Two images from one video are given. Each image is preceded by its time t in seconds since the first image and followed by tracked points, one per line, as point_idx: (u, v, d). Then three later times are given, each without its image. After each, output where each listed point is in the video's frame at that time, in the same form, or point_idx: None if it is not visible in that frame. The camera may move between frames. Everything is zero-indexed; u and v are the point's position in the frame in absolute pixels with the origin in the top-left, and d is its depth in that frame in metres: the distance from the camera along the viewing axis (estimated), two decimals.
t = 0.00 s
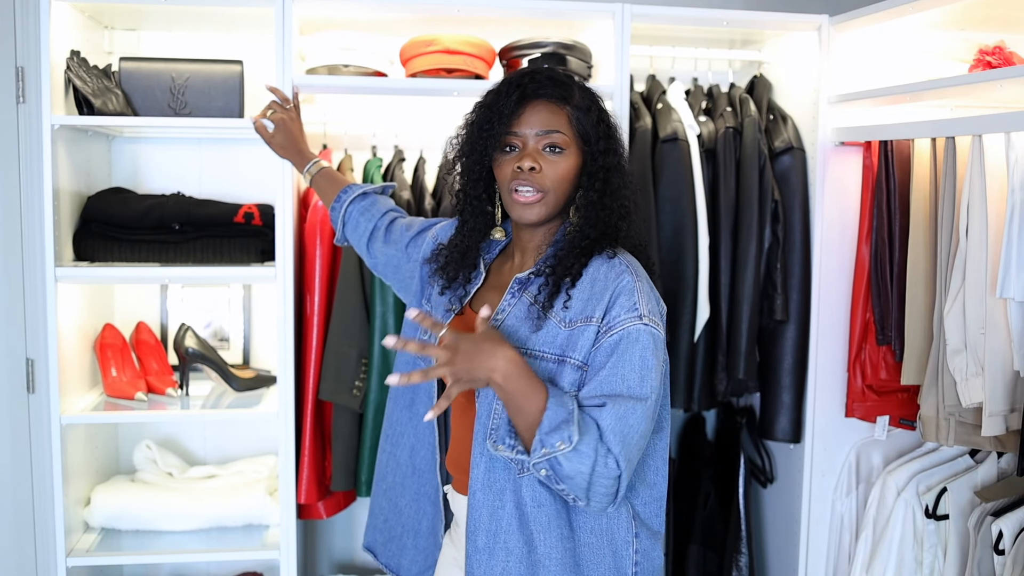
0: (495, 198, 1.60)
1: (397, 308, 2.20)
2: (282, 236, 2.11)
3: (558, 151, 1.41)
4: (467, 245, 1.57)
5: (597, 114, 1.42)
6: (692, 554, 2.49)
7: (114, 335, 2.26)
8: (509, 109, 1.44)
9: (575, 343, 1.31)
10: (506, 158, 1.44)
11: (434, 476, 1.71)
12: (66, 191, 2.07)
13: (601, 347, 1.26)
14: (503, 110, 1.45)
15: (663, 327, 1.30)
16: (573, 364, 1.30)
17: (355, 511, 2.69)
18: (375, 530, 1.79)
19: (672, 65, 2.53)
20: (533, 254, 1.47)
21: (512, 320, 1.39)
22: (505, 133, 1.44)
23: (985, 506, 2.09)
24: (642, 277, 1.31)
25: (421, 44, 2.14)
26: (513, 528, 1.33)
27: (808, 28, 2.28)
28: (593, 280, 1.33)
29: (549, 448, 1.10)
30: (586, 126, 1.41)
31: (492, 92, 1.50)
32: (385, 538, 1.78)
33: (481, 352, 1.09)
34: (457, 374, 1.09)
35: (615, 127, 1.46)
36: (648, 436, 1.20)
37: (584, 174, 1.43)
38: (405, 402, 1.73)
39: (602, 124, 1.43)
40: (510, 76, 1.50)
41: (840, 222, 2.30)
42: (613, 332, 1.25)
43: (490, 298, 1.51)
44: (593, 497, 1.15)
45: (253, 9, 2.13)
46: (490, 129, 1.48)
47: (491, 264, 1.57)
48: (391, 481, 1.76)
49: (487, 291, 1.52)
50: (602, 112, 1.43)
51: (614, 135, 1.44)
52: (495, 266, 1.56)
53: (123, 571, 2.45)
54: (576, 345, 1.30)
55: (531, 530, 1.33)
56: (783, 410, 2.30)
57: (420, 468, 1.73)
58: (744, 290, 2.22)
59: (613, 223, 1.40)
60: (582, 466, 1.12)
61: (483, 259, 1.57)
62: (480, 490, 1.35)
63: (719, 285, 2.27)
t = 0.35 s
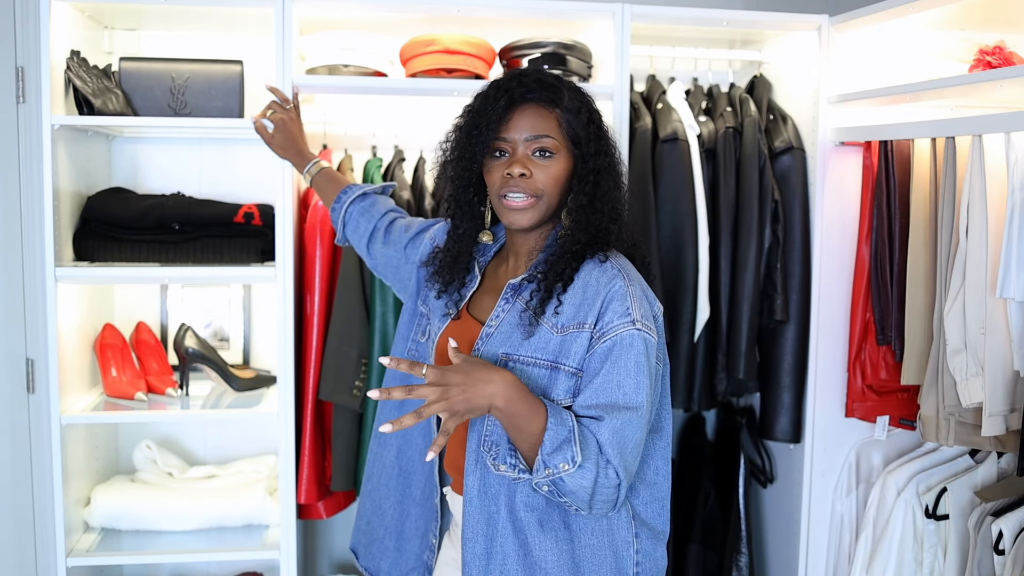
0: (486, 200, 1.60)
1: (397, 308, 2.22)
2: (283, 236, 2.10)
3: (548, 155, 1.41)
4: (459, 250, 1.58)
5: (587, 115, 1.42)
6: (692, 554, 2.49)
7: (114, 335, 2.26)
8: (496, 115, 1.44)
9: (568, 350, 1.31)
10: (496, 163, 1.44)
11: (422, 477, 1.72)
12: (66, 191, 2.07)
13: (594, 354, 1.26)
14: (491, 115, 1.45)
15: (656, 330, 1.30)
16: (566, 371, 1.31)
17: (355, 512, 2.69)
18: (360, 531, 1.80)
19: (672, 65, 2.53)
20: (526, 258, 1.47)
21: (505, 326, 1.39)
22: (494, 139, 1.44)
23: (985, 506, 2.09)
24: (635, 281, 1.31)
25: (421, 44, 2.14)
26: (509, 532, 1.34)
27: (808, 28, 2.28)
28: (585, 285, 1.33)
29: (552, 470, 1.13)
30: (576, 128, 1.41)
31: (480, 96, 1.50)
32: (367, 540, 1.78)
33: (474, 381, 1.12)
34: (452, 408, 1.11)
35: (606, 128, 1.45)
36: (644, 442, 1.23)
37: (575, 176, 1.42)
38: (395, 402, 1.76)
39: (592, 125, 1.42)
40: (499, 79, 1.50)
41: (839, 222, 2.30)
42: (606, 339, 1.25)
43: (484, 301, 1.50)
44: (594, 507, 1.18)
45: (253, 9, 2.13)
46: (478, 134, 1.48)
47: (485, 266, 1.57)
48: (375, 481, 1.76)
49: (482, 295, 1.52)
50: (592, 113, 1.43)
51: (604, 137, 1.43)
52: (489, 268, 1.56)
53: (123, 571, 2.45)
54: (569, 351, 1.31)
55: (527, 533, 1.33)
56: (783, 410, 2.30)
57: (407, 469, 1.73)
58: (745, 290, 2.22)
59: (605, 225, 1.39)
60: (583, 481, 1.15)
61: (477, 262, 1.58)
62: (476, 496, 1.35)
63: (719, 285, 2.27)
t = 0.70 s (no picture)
0: (487, 200, 1.61)
1: (397, 308, 2.22)
2: (282, 235, 2.11)
3: (551, 156, 1.41)
4: (460, 250, 1.58)
5: (587, 117, 1.42)
6: (692, 554, 2.49)
7: (114, 335, 2.26)
8: (500, 115, 1.43)
9: (568, 351, 1.31)
10: (498, 163, 1.44)
11: (428, 478, 1.72)
12: (66, 191, 2.07)
13: (596, 355, 1.25)
14: (495, 115, 1.44)
15: (656, 331, 1.29)
16: (566, 371, 1.31)
17: (355, 512, 2.69)
18: (366, 533, 1.79)
19: (672, 65, 2.53)
20: (527, 258, 1.47)
21: (505, 326, 1.39)
22: (498, 139, 1.44)
23: (985, 506, 2.09)
24: (634, 282, 1.31)
25: (421, 44, 2.14)
26: (506, 532, 1.34)
27: (808, 28, 2.28)
28: (585, 285, 1.33)
29: (580, 463, 1.08)
30: (579, 129, 1.41)
31: (483, 97, 1.50)
32: (375, 541, 1.78)
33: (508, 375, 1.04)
34: (489, 402, 1.02)
35: (606, 129, 1.45)
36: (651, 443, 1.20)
37: (576, 177, 1.43)
38: (399, 404, 1.74)
39: (593, 127, 1.42)
40: (502, 80, 1.50)
41: (839, 223, 2.30)
42: (607, 339, 1.24)
43: (484, 302, 1.50)
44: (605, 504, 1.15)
45: (253, 9, 2.13)
46: (482, 134, 1.48)
47: (484, 267, 1.57)
48: (383, 483, 1.76)
49: (481, 295, 1.52)
50: (593, 115, 1.43)
51: (604, 138, 1.44)
52: (489, 269, 1.56)
53: (123, 571, 2.45)
54: (569, 351, 1.30)
55: (524, 533, 1.33)
56: (784, 410, 2.30)
57: (413, 470, 1.73)
58: (745, 290, 2.22)
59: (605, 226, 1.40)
60: (600, 480, 1.11)
61: (476, 262, 1.57)
62: (475, 496, 1.36)
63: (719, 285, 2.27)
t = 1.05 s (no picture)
0: (492, 204, 1.60)
1: (397, 308, 2.22)
2: (282, 236, 2.11)
3: (554, 149, 1.41)
4: (463, 252, 1.57)
5: (586, 110, 1.43)
6: (692, 554, 2.49)
7: (114, 335, 2.26)
8: (502, 111, 1.43)
9: (581, 348, 1.30)
10: (502, 159, 1.44)
11: (425, 481, 1.72)
12: (66, 191, 2.07)
13: (610, 353, 1.27)
14: (496, 112, 1.45)
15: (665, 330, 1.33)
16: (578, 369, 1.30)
17: (355, 512, 2.69)
18: (363, 537, 1.80)
19: (672, 65, 2.53)
20: (535, 255, 1.47)
21: (516, 324, 1.38)
22: (500, 135, 1.44)
23: (985, 506, 2.09)
24: (645, 280, 1.33)
25: (421, 44, 2.14)
26: (513, 530, 1.34)
27: (808, 28, 2.28)
28: (598, 283, 1.33)
29: (622, 459, 1.12)
30: (579, 123, 1.42)
31: (482, 96, 1.50)
32: (373, 544, 1.78)
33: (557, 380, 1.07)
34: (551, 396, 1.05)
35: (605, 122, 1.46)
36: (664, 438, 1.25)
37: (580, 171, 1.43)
38: (397, 407, 1.74)
39: (592, 119, 1.43)
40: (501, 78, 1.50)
41: (840, 223, 2.30)
42: (622, 337, 1.26)
43: (490, 301, 1.50)
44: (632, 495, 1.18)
45: (253, 9, 2.13)
46: (484, 133, 1.48)
47: (488, 267, 1.57)
48: (380, 486, 1.76)
49: (486, 295, 1.52)
50: (591, 108, 1.44)
51: (604, 130, 1.44)
52: (493, 268, 1.57)
53: (123, 571, 2.46)
54: (583, 348, 1.30)
55: (530, 532, 1.33)
56: (783, 410, 2.30)
57: (410, 473, 1.73)
58: (745, 289, 2.22)
59: (611, 218, 1.41)
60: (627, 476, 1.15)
61: (480, 262, 1.57)
62: (484, 494, 1.35)
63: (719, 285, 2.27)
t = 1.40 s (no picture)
0: (494, 203, 1.60)
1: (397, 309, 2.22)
2: (282, 237, 2.11)
3: (556, 155, 1.41)
4: (466, 253, 1.57)
5: (590, 114, 1.42)
6: (692, 554, 2.49)
7: (114, 335, 2.26)
8: (504, 119, 1.43)
9: (585, 347, 1.30)
10: (504, 166, 1.44)
11: (418, 482, 1.72)
12: (66, 191, 2.07)
13: (614, 351, 1.27)
14: (499, 119, 1.44)
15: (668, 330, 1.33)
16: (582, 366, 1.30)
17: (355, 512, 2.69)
18: (353, 538, 1.78)
19: (672, 65, 2.53)
20: (538, 256, 1.47)
21: (519, 322, 1.38)
22: (503, 142, 1.44)
23: (985, 506, 2.09)
24: (649, 280, 1.34)
25: (421, 44, 2.13)
26: (516, 528, 1.33)
27: (808, 28, 2.28)
28: (602, 282, 1.34)
29: (624, 456, 1.12)
30: (581, 127, 1.42)
31: (485, 101, 1.50)
32: (362, 546, 1.77)
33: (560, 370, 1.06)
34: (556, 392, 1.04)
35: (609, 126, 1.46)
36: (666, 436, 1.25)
37: (583, 175, 1.43)
38: (393, 406, 1.74)
39: (596, 123, 1.43)
40: (503, 83, 1.50)
41: (840, 223, 2.30)
42: (625, 336, 1.26)
43: (493, 301, 1.51)
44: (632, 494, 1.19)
45: (253, 9, 2.13)
46: (487, 140, 1.48)
47: (492, 267, 1.57)
48: (372, 487, 1.75)
49: (488, 294, 1.53)
50: (595, 112, 1.44)
51: (609, 134, 1.44)
52: (496, 269, 1.57)
53: (123, 571, 2.46)
54: (586, 347, 1.30)
55: (534, 530, 1.33)
56: (783, 410, 2.30)
57: (403, 474, 1.73)
58: (745, 289, 2.22)
59: (616, 221, 1.41)
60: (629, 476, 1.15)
61: (484, 262, 1.57)
62: (487, 492, 1.34)
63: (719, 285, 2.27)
